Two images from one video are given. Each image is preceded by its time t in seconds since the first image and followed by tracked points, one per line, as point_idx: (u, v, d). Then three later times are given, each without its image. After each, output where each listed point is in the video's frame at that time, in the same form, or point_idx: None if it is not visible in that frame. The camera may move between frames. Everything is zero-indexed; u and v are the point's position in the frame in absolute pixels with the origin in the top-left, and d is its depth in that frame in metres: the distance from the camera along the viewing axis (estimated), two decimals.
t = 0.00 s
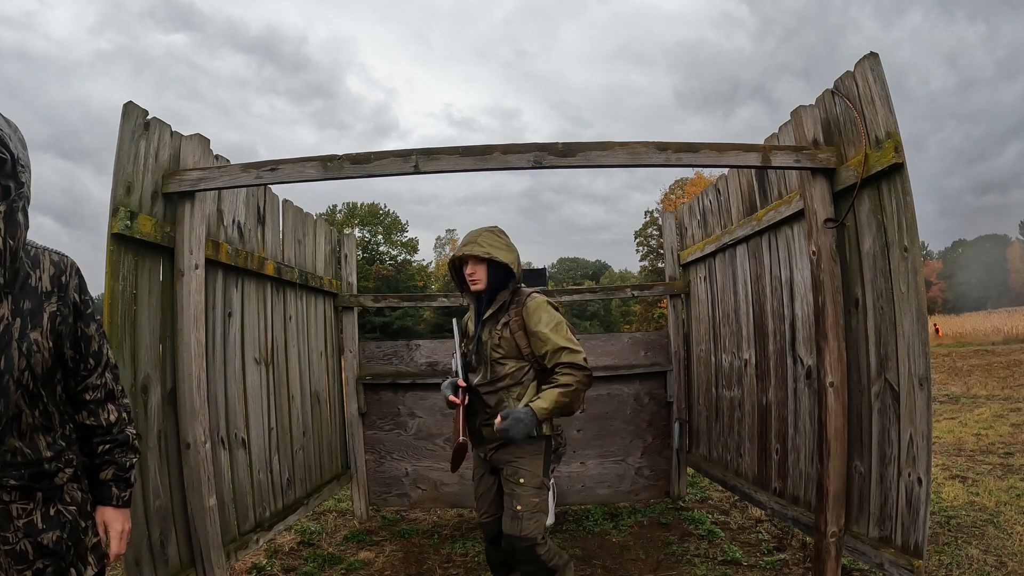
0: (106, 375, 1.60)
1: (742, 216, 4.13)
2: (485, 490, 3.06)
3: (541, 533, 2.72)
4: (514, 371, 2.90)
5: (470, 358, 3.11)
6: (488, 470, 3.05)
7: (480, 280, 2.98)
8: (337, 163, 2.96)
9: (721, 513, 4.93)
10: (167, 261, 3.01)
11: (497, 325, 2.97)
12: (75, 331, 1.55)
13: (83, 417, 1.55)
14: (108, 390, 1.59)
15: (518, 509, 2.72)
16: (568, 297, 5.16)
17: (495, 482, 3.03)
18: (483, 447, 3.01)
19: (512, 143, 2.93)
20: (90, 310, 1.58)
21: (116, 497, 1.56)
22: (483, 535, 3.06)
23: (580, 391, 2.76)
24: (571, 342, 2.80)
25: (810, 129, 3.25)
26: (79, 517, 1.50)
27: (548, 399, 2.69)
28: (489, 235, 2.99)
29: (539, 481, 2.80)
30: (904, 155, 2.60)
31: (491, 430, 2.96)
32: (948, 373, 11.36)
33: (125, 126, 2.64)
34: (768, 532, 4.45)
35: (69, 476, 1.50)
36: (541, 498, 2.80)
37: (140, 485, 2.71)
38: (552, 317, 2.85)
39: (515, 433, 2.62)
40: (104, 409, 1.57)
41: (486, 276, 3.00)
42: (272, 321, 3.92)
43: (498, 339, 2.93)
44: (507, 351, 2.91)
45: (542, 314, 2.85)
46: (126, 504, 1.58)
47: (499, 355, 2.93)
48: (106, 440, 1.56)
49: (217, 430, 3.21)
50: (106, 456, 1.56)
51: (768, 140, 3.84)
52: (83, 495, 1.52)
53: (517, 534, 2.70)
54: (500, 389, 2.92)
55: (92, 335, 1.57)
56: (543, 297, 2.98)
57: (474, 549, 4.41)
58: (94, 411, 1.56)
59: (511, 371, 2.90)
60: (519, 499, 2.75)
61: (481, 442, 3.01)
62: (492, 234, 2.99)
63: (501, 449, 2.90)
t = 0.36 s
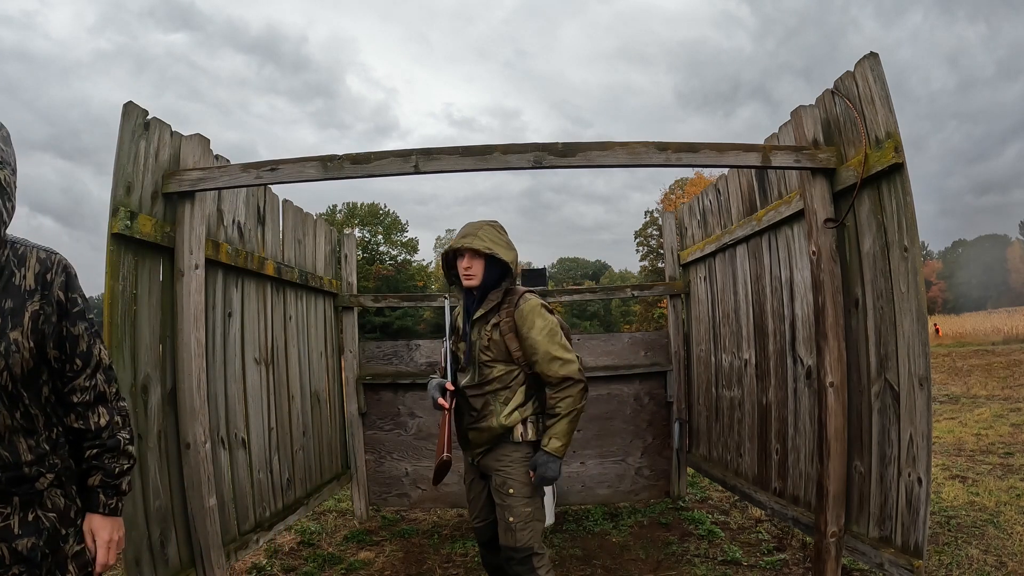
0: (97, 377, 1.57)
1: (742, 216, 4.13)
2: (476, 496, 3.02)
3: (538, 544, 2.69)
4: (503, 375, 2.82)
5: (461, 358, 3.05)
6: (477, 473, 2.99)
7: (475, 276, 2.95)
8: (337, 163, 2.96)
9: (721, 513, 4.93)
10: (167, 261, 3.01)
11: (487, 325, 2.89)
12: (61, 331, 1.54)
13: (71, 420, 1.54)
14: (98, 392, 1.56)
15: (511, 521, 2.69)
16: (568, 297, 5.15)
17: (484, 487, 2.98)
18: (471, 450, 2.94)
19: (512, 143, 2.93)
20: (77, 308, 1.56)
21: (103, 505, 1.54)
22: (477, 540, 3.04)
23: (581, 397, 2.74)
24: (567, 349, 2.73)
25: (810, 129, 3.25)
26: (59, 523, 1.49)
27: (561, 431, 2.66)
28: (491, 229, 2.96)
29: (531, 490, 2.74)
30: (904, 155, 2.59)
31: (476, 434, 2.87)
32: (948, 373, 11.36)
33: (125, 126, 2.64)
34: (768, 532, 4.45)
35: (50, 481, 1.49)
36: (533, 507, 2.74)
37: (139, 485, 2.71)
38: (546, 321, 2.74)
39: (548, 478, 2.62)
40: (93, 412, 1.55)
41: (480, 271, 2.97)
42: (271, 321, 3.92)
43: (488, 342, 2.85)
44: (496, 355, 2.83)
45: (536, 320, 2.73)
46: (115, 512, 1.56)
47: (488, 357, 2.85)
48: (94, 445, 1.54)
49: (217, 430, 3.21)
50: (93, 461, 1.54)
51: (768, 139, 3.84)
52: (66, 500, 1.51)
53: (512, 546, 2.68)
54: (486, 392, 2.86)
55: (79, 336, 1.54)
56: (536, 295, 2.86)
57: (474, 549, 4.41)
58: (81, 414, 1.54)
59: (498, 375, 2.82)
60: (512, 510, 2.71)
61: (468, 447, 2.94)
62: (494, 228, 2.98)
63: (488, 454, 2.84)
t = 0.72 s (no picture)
0: (56, 388, 1.52)
1: (742, 216, 4.13)
2: (477, 500, 3.00)
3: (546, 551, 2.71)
4: (507, 374, 2.80)
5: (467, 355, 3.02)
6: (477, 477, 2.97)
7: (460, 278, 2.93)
8: (337, 163, 2.96)
9: (721, 513, 4.93)
10: (167, 261, 3.01)
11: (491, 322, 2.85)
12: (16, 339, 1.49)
13: (30, 432, 1.51)
14: (57, 404, 1.52)
15: (516, 529, 2.70)
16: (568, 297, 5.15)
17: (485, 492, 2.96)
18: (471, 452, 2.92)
19: (512, 143, 2.93)
20: (33, 313, 1.51)
21: (57, 526, 1.50)
22: (477, 544, 3.01)
23: (596, 392, 2.68)
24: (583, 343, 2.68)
25: (809, 129, 3.25)
26: (2, 536, 1.45)
27: (559, 416, 2.63)
28: (468, 230, 2.84)
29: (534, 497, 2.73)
30: (904, 155, 2.59)
31: (476, 436, 2.85)
32: (948, 373, 11.36)
33: (125, 126, 2.65)
34: (768, 532, 4.45)
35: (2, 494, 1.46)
36: (537, 513, 2.73)
37: (139, 486, 2.71)
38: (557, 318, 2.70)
39: (532, 459, 2.62)
40: (51, 426, 1.51)
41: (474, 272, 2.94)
42: (271, 321, 3.92)
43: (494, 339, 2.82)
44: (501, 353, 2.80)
45: (547, 317, 2.69)
46: (69, 534, 1.52)
47: (493, 355, 2.83)
48: (50, 460, 1.50)
49: (217, 430, 3.21)
50: (49, 476, 1.51)
51: (768, 139, 3.84)
52: (20, 513, 1.48)
53: (519, 553, 2.68)
54: (488, 391, 2.85)
55: (34, 343, 1.50)
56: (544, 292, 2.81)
57: (474, 549, 4.41)
58: (39, 426, 1.51)
59: (501, 374, 2.81)
60: (516, 518, 2.72)
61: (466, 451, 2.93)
62: (472, 227, 2.83)
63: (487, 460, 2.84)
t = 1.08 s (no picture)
0: None
1: (742, 216, 4.13)
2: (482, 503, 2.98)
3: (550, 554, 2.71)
4: (510, 380, 2.79)
5: (474, 359, 3.03)
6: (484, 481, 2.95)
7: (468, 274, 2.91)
8: (337, 163, 2.96)
9: (721, 513, 4.93)
10: (167, 261, 3.01)
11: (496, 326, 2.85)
12: None
13: None
14: None
15: (519, 534, 2.67)
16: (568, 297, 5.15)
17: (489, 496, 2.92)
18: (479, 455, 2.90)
19: (512, 143, 2.93)
20: None
21: None
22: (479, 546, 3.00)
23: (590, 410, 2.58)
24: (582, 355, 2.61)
25: (810, 129, 3.25)
26: None
27: (547, 426, 2.54)
28: (477, 224, 2.82)
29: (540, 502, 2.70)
30: (904, 155, 2.59)
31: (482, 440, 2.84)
32: (948, 373, 11.36)
33: (125, 126, 2.65)
34: (768, 532, 4.45)
35: None
36: (542, 519, 2.70)
37: (139, 486, 2.71)
38: (558, 328, 2.63)
39: (510, 466, 2.48)
40: None
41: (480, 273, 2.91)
42: (271, 321, 3.92)
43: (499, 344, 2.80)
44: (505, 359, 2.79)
45: (547, 324, 2.64)
46: None
47: (496, 360, 2.82)
48: None
49: (217, 430, 3.21)
50: None
51: (768, 139, 3.84)
52: None
53: (522, 558, 2.66)
54: (492, 397, 2.84)
55: None
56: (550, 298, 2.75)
57: (473, 549, 4.41)
58: None
59: (505, 380, 2.80)
60: (519, 523, 2.67)
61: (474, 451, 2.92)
62: (481, 221, 2.82)
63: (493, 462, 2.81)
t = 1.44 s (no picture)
0: None
1: (742, 216, 4.13)
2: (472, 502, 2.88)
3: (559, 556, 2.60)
4: (520, 385, 2.67)
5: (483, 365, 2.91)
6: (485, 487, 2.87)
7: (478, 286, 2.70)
8: (337, 163, 2.96)
9: (721, 513, 4.93)
10: (167, 261, 3.01)
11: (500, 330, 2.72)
12: None
13: None
14: None
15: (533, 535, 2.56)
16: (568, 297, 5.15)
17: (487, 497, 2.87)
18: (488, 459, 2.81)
19: (512, 143, 2.93)
20: None
21: None
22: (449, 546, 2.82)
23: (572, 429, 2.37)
24: (571, 370, 2.37)
25: (810, 129, 3.25)
26: None
27: (543, 480, 2.33)
28: (477, 229, 2.62)
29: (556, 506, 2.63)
30: (904, 155, 2.59)
31: (493, 443, 2.73)
32: (948, 373, 11.36)
33: (125, 126, 2.64)
34: (768, 532, 4.45)
35: None
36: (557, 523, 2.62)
37: (139, 486, 2.71)
38: (559, 333, 2.43)
39: (535, 531, 2.32)
40: None
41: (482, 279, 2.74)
42: (272, 321, 3.92)
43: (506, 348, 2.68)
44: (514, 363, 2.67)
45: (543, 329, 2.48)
46: None
47: (504, 365, 2.70)
48: None
49: (217, 430, 3.21)
50: None
51: (768, 139, 3.84)
52: None
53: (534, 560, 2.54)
54: (504, 403, 2.72)
55: None
56: (556, 299, 2.59)
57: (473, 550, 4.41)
58: None
59: (514, 386, 2.67)
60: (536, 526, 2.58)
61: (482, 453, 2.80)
62: (480, 223, 2.62)
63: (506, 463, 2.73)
